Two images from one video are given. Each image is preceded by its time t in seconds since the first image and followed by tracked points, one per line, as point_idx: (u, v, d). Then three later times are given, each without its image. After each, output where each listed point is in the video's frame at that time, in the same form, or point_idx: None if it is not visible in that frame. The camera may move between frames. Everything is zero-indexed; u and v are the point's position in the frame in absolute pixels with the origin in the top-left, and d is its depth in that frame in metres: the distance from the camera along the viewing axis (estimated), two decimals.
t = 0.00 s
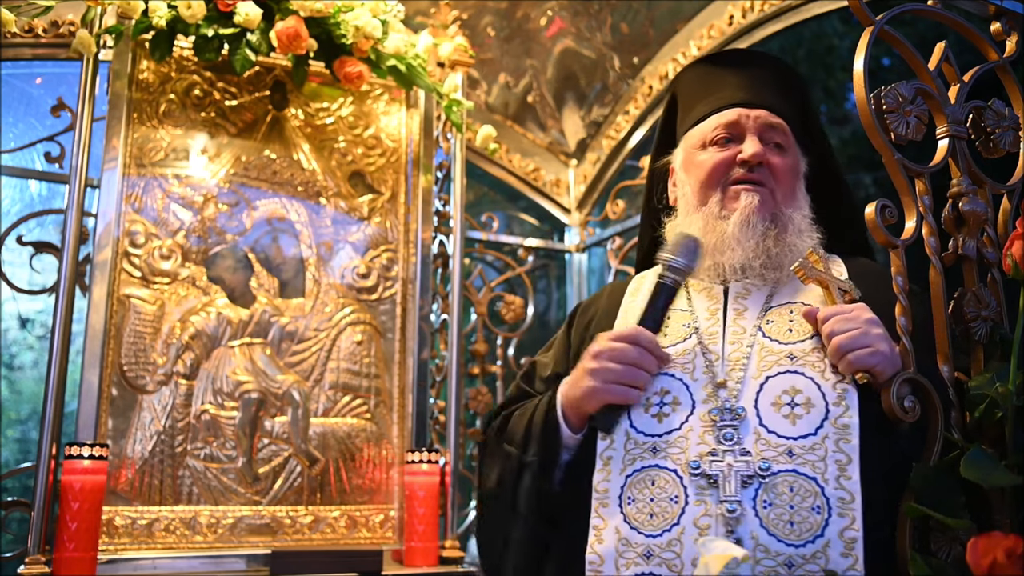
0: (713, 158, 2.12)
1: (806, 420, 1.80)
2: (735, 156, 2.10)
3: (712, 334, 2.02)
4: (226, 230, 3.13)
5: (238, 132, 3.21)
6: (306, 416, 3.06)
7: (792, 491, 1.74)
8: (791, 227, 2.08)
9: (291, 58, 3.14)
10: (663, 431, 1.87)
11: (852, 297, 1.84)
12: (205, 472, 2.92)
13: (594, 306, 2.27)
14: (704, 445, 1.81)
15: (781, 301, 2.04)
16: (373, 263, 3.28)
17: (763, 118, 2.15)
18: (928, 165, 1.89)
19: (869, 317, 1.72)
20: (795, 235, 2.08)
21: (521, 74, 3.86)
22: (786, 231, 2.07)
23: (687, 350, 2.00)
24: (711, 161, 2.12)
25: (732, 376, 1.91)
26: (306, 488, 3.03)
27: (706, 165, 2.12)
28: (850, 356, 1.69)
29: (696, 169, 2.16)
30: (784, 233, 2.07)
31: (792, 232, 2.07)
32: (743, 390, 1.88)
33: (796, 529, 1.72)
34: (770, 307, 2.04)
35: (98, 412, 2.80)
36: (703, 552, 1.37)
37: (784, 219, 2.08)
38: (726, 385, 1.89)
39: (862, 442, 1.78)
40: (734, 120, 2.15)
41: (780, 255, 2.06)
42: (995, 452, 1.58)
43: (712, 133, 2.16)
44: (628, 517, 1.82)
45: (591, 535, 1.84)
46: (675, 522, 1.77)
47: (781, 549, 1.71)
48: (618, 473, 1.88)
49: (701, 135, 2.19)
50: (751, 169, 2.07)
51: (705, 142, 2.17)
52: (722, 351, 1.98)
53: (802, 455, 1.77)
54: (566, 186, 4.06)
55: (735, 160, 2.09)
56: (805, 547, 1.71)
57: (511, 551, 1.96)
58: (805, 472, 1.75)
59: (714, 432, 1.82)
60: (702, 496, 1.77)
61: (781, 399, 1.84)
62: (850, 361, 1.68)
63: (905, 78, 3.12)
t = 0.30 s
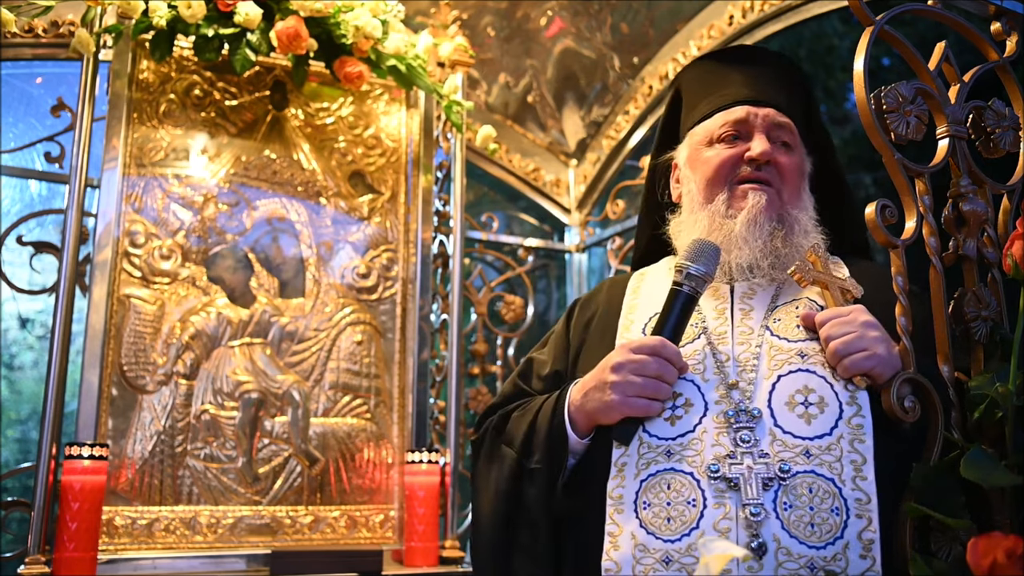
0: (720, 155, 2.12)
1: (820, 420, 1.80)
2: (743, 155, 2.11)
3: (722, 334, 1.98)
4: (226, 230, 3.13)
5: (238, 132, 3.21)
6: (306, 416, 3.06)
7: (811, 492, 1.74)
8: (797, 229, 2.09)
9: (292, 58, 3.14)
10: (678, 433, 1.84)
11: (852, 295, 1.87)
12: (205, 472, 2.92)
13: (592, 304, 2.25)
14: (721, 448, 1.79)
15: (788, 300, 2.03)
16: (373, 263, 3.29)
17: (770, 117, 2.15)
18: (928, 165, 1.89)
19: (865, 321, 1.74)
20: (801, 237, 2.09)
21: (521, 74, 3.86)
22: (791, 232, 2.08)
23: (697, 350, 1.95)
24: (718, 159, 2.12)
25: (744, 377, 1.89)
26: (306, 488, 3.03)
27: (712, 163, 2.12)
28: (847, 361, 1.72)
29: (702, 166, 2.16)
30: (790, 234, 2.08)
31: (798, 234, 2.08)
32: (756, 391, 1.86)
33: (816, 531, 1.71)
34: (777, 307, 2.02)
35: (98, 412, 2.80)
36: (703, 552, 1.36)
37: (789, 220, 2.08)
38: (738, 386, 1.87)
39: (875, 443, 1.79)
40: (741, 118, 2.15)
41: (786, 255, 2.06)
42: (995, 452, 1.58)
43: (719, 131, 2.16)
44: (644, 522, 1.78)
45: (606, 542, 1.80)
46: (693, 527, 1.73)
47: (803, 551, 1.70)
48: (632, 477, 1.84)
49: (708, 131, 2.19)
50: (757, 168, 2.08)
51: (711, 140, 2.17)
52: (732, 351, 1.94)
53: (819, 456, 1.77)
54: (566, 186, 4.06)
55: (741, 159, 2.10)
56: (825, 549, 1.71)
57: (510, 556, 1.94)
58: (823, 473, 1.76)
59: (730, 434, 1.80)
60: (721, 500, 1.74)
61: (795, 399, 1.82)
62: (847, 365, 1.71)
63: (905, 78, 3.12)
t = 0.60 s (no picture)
0: (717, 156, 2.13)
1: (822, 419, 1.80)
2: (739, 155, 2.11)
3: (722, 334, 1.98)
4: (226, 230, 3.13)
5: (238, 132, 3.21)
6: (306, 416, 3.06)
7: (815, 491, 1.74)
8: (794, 231, 2.09)
9: (292, 58, 3.14)
10: (680, 434, 1.83)
11: (851, 293, 1.88)
12: (205, 472, 2.92)
13: (589, 304, 2.26)
14: (723, 448, 1.79)
15: (787, 299, 2.04)
16: (373, 263, 3.29)
17: (767, 117, 2.15)
18: (928, 165, 1.89)
19: (863, 321, 1.75)
20: (798, 239, 2.10)
21: (521, 74, 3.86)
22: (789, 234, 2.09)
23: (697, 351, 1.95)
24: (715, 159, 2.12)
25: (745, 377, 1.89)
26: (306, 488, 3.03)
27: (710, 163, 2.12)
28: (845, 362, 1.73)
29: (699, 167, 2.16)
30: (787, 235, 2.09)
31: (795, 235, 2.09)
32: (758, 390, 1.86)
33: (820, 530, 1.72)
34: (777, 307, 2.02)
35: (98, 412, 2.80)
36: (703, 552, 1.35)
37: (786, 220, 2.09)
38: (740, 386, 1.87)
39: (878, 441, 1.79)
40: (738, 118, 2.15)
41: (783, 256, 2.06)
42: (995, 451, 1.57)
43: (716, 131, 2.16)
44: (647, 523, 1.78)
45: (608, 543, 1.80)
46: (697, 527, 1.73)
47: (807, 550, 1.70)
48: (635, 478, 1.84)
49: (705, 132, 2.19)
50: (754, 168, 2.08)
51: (709, 141, 2.17)
52: (732, 352, 1.94)
53: (822, 455, 1.77)
54: (566, 186, 4.06)
55: (739, 159, 2.10)
56: (830, 548, 1.71)
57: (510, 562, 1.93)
58: (827, 472, 1.76)
59: (733, 433, 1.80)
60: (725, 500, 1.74)
61: (796, 398, 1.83)
62: (845, 367, 1.72)
63: (905, 78, 3.12)
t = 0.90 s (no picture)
0: (716, 153, 2.12)
1: (823, 418, 1.80)
2: (738, 153, 2.11)
3: (723, 333, 1.97)
4: (226, 230, 3.13)
5: (238, 132, 3.21)
6: (306, 416, 3.06)
7: (815, 490, 1.74)
8: (792, 229, 2.09)
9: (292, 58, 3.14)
10: (681, 432, 1.83)
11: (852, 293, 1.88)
12: (205, 472, 2.92)
13: (588, 302, 2.26)
14: (724, 446, 1.79)
15: (788, 299, 2.04)
16: (373, 263, 3.29)
17: (765, 116, 2.15)
18: (928, 165, 1.89)
19: (860, 322, 1.75)
20: (797, 237, 2.09)
21: (521, 74, 3.86)
22: (789, 232, 2.08)
23: (698, 350, 1.95)
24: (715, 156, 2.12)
25: (746, 376, 1.88)
26: (306, 488, 3.03)
27: (709, 161, 2.12)
28: (844, 364, 1.74)
29: (699, 165, 2.16)
30: (786, 233, 2.08)
31: (795, 234, 2.08)
32: (759, 390, 1.86)
33: (820, 528, 1.72)
34: (778, 306, 2.03)
35: (98, 412, 2.80)
36: (703, 552, 1.36)
37: (785, 218, 2.08)
38: (741, 385, 1.87)
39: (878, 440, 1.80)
40: (736, 117, 2.15)
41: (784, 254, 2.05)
42: (995, 451, 1.57)
43: (714, 130, 2.16)
44: (647, 521, 1.78)
45: (608, 541, 1.79)
46: (698, 525, 1.73)
47: (807, 549, 1.70)
48: (636, 476, 1.83)
49: (703, 132, 2.19)
50: (754, 165, 2.08)
51: (707, 139, 2.17)
52: (733, 351, 1.94)
53: (822, 454, 1.77)
54: (566, 186, 4.06)
55: (737, 156, 2.10)
56: (830, 546, 1.71)
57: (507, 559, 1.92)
58: (827, 471, 1.76)
59: (734, 432, 1.80)
60: (725, 498, 1.74)
61: (797, 398, 1.83)
62: (843, 368, 1.73)
63: (905, 78, 3.12)
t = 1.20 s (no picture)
0: (725, 148, 2.13)
1: (823, 416, 1.80)
2: (748, 148, 2.12)
3: (722, 329, 1.97)
4: (226, 230, 3.13)
5: (238, 132, 3.21)
6: (306, 416, 3.06)
7: (815, 487, 1.75)
8: (797, 227, 2.09)
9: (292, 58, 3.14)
10: (679, 429, 1.83)
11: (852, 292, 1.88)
12: (205, 472, 2.93)
13: (587, 299, 2.26)
14: (724, 443, 1.79)
15: (787, 297, 2.04)
16: (373, 263, 3.29)
17: (779, 115, 2.16)
18: (928, 165, 1.89)
19: (860, 322, 1.76)
20: (799, 235, 2.09)
21: (521, 74, 3.86)
22: (792, 230, 2.08)
23: (698, 347, 1.95)
24: (725, 151, 2.13)
25: (746, 373, 1.88)
26: (306, 488, 3.03)
27: (718, 156, 2.13)
28: (843, 364, 1.74)
29: (708, 160, 2.17)
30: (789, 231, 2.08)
31: (797, 232, 2.08)
32: (759, 386, 1.86)
33: (820, 526, 1.72)
34: (777, 304, 2.02)
35: (98, 412, 2.80)
36: (703, 552, 1.35)
37: (790, 217, 2.09)
38: (740, 381, 1.87)
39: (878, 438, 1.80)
40: (750, 114, 2.17)
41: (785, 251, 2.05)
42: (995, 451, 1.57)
43: (726, 125, 2.17)
44: (647, 518, 1.78)
45: (608, 538, 1.79)
46: (697, 523, 1.74)
47: (807, 546, 1.71)
48: (635, 472, 1.83)
49: (716, 127, 2.20)
50: (762, 162, 2.09)
51: (718, 134, 2.18)
52: (733, 347, 1.93)
53: (822, 451, 1.78)
54: (566, 186, 4.06)
55: (747, 153, 2.11)
56: (830, 543, 1.72)
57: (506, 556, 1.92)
58: (827, 468, 1.76)
59: (733, 428, 1.80)
60: (725, 495, 1.74)
61: (796, 395, 1.83)
62: (842, 368, 1.74)
63: (905, 79, 3.12)
